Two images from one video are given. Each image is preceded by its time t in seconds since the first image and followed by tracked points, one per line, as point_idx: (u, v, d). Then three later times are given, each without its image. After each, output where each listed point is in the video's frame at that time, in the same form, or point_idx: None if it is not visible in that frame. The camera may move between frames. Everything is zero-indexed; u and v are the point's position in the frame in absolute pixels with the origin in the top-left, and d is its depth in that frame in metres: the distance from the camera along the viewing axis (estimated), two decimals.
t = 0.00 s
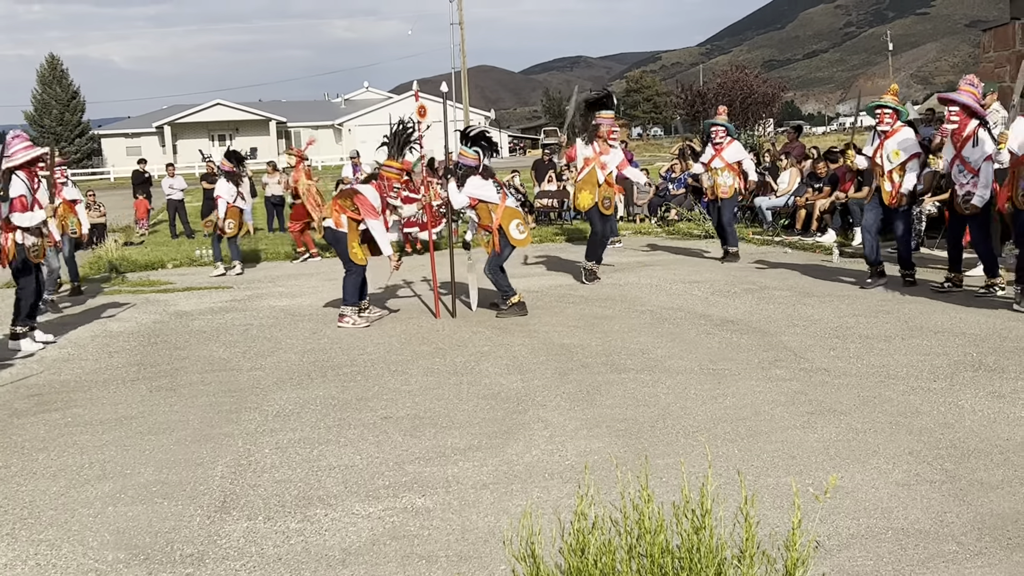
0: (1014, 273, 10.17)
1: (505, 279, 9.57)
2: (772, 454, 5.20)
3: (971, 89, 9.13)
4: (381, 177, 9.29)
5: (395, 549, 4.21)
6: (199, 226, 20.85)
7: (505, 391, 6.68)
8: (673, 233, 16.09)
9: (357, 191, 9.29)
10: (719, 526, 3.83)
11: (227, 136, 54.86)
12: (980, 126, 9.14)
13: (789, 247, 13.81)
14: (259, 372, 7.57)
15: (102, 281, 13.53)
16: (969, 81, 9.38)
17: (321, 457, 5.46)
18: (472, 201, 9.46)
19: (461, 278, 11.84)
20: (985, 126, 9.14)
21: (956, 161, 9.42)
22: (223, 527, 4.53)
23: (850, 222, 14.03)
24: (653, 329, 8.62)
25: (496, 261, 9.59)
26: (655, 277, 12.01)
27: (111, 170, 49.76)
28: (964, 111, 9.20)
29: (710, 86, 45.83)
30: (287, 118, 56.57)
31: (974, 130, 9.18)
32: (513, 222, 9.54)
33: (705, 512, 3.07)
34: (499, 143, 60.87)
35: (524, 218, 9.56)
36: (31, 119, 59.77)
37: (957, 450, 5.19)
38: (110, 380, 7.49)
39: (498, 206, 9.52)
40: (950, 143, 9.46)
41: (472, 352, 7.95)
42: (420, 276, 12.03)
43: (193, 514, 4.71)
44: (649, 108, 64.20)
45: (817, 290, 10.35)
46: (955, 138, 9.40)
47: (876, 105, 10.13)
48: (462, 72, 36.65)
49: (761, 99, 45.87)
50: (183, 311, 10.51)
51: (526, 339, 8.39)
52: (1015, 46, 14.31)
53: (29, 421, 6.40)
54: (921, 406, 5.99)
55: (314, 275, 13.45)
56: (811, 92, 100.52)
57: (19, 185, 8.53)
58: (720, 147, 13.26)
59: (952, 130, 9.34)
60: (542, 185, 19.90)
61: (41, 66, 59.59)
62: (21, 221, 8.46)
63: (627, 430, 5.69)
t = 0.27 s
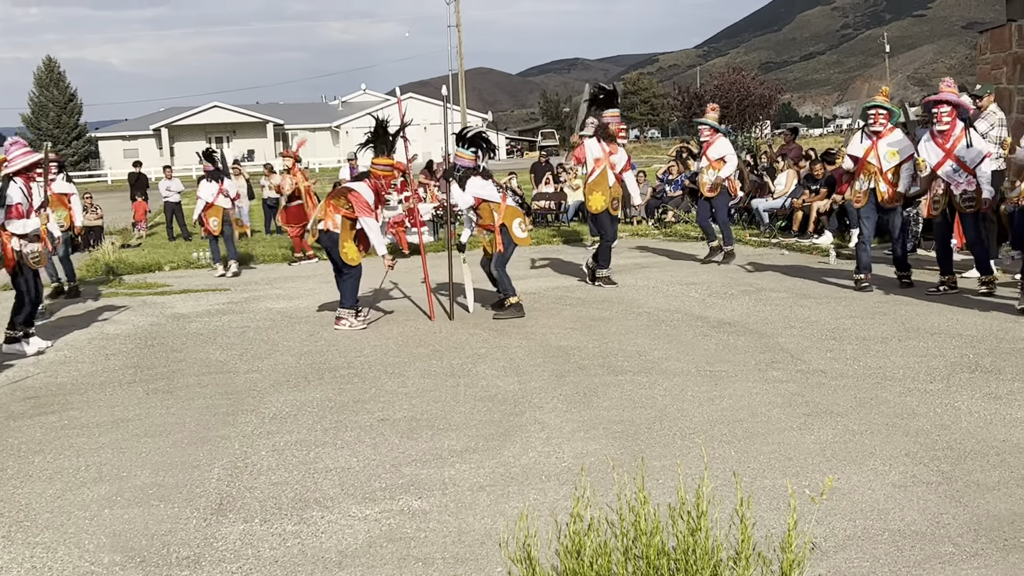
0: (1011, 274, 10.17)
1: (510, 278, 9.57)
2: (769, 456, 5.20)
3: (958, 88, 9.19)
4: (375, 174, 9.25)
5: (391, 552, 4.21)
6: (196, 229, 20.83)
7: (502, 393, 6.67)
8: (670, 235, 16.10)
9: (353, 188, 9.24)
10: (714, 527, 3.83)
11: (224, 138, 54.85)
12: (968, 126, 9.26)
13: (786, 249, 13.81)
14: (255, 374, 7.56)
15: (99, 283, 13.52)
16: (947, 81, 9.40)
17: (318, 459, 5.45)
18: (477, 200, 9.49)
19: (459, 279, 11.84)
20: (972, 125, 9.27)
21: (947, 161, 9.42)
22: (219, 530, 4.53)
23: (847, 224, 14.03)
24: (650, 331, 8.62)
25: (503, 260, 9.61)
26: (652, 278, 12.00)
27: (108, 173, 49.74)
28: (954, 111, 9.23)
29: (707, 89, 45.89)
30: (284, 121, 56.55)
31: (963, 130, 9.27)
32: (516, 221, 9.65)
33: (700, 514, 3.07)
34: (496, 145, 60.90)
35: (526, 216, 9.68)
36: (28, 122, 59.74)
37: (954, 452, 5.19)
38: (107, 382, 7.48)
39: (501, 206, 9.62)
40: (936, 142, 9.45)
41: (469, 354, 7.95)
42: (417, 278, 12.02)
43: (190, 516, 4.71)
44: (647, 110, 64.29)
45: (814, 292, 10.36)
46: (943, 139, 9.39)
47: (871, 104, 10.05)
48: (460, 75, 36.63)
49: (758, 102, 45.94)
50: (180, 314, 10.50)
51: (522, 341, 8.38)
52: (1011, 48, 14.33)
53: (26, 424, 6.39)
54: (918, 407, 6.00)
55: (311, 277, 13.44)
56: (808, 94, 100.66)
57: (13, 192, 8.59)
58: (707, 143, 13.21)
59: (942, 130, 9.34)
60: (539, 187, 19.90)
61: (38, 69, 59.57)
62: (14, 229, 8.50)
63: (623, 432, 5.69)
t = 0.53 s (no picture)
0: (1008, 275, 10.18)
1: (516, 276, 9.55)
2: (767, 457, 5.19)
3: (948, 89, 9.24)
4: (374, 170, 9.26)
5: (389, 554, 4.20)
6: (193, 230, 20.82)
7: (499, 395, 6.67)
8: (668, 236, 16.10)
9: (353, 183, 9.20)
10: (712, 528, 3.83)
11: (222, 140, 54.83)
12: (958, 127, 9.33)
13: (783, 250, 13.80)
14: (253, 376, 7.55)
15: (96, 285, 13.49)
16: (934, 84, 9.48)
17: (315, 461, 5.44)
18: (484, 198, 9.52)
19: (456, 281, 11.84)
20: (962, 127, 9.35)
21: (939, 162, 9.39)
22: (217, 532, 4.52)
23: (845, 225, 14.02)
24: (648, 332, 8.63)
25: (511, 256, 9.59)
26: (649, 280, 12.00)
27: (105, 175, 49.71)
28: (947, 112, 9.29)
29: (705, 90, 45.95)
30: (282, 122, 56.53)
31: (954, 130, 9.33)
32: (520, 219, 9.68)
33: (699, 515, 3.07)
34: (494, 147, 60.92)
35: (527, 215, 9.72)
36: (26, 124, 59.69)
37: (952, 453, 5.20)
38: (104, 385, 7.46)
39: (502, 204, 9.64)
40: (928, 142, 9.45)
41: (467, 356, 7.94)
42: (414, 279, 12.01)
43: (187, 518, 4.70)
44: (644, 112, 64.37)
45: (812, 293, 10.36)
46: (935, 139, 9.40)
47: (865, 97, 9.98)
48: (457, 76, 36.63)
49: (755, 103, 45.99)
50: (177, 316, 10.49)
51: (520, 343, 8.38)
52: (1008, 48, 14.34)
53: (23, 426, 6.38)
54: (916, 408, 6.00)
55: (309, 279, 13.42)
56: (805, 95, 100.77)
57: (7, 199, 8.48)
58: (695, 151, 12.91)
59: (934, 131, 9.38)
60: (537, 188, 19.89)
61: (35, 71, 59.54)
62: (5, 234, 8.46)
63: (621, 433, 5.69)
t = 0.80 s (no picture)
0: (1005, 275, 10.18)
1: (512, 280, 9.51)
2: (766, 458, 5.19)
3: (949, 91, 9.24)
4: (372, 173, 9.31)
5: (387, 556, 4.19)
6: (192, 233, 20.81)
7: (498, 396, 6.67)
8: (666, 238, 16.10)
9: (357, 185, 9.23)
10: (712, 530, 3.82)
11: (220, 142, 54.81)
12: (957, 128, 9.32)
13: (782, 251, 13.80)
14: (251, 378, 7.54)
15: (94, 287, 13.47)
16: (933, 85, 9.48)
17: (314, 463, 5.44)
18: (488, 199, 9.50)
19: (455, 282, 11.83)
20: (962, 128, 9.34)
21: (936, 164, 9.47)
22: (215, 534, 4.51)
23: (843, 226, 14.01)
24: (646, 333, 8.63)
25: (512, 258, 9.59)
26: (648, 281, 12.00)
27: (103, 176, 49.69)
28: (945, 114, 9.31)
29: (703, 91, 45.98)
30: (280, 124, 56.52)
31: (953, 132, 9.33)
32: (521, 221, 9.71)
33: (698, 516, 3.07)
34: (492, 148, 60.93)
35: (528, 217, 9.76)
36: (24, 126, 59.66)
37: (951, 453, 5.20)
38: (102, 387, 7.45)
39: (503, 205, 9.64)
40: (927, 144, 9.52)
41: (465, 357, 7.94)
42: (412, 281, 12.01)
43: (185, 521, 4.69)
44: (642, 113, 64.42)
45: (810, 294, 10.37)
46: (933, 141, 9.43)
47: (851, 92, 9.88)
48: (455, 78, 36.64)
49: (754, 104, 46.03)
50: (176, 318, 10.47)
51: (518, 344, 8.38)
52: (1006, 49, 14.36)
53: (21, 428, 6.37)
54: (914, 409, 6.00)
55: (307, 281, 13.41)
56: (803, 96, 100.85)
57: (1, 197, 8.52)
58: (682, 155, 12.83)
59: (932, 132, 9.42)
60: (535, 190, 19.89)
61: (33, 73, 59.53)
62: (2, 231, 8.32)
63: (620, 434, 5.68)
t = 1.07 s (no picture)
0: (1003, 276, 10.19)
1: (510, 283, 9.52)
2: (765, 459, 5.19)
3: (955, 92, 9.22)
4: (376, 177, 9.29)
5: (387, 557, 4.19)
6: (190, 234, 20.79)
7: (497, 397, 6.66)
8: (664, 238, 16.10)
9: (364, 189, 9.19)
10: (712, 531, 3.82)
11: (218, 143, 54.79)
12: (963, 130, 9.27)
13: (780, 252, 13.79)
14: (249, 380, 7.53)
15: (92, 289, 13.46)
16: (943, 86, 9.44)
17: (313, 465, 5.43)
18: (487, 199, 9.51)
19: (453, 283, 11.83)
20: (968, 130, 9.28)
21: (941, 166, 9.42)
22: (214, 536, 4.50)
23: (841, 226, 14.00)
24: (644, 334, 8.63)
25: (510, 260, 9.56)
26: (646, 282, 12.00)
27: (101, 178, 49.65)
28: (951, 115, 9.27)
29: (701, 91, 46.03)
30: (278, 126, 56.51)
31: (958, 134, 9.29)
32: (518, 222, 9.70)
33: (697, 518, 3.06)
34: (490, 149, 60.95)
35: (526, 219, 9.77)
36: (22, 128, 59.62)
37: (950, 453, 5.20)
38: (101, 389, 7.44)
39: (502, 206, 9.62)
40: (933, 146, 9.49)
41: (464, 358, 7.94)
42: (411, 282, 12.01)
43: (184, 522, 4.68)
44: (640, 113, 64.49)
45: (808, 294, 10.37)
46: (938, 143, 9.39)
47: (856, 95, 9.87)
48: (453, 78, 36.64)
49: (751, 104, 46.07)
50: (174, 319, 10.46)
51: (517, 345, 8.38)
52: (1003, 49, 14.39)
53: (19, 430, 6.36)
54: (913, 409, 6.00)
55: (305, 282, 13.40)
56: (801, 96, 100.92)
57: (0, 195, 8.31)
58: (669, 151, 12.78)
59: (938, 133, 9.39)
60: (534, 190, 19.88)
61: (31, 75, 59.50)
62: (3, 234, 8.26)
63: (619, 435, 5.68)
